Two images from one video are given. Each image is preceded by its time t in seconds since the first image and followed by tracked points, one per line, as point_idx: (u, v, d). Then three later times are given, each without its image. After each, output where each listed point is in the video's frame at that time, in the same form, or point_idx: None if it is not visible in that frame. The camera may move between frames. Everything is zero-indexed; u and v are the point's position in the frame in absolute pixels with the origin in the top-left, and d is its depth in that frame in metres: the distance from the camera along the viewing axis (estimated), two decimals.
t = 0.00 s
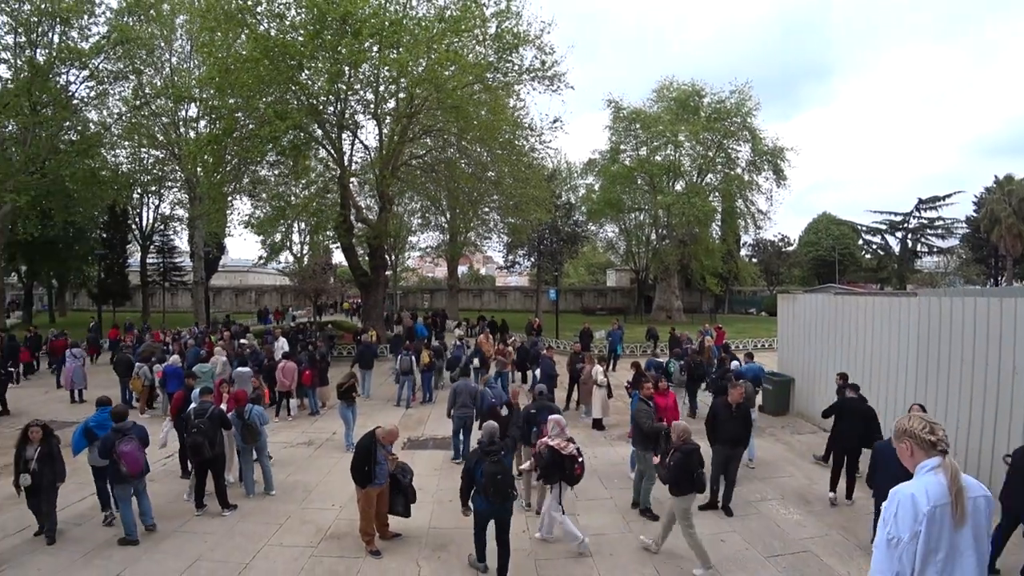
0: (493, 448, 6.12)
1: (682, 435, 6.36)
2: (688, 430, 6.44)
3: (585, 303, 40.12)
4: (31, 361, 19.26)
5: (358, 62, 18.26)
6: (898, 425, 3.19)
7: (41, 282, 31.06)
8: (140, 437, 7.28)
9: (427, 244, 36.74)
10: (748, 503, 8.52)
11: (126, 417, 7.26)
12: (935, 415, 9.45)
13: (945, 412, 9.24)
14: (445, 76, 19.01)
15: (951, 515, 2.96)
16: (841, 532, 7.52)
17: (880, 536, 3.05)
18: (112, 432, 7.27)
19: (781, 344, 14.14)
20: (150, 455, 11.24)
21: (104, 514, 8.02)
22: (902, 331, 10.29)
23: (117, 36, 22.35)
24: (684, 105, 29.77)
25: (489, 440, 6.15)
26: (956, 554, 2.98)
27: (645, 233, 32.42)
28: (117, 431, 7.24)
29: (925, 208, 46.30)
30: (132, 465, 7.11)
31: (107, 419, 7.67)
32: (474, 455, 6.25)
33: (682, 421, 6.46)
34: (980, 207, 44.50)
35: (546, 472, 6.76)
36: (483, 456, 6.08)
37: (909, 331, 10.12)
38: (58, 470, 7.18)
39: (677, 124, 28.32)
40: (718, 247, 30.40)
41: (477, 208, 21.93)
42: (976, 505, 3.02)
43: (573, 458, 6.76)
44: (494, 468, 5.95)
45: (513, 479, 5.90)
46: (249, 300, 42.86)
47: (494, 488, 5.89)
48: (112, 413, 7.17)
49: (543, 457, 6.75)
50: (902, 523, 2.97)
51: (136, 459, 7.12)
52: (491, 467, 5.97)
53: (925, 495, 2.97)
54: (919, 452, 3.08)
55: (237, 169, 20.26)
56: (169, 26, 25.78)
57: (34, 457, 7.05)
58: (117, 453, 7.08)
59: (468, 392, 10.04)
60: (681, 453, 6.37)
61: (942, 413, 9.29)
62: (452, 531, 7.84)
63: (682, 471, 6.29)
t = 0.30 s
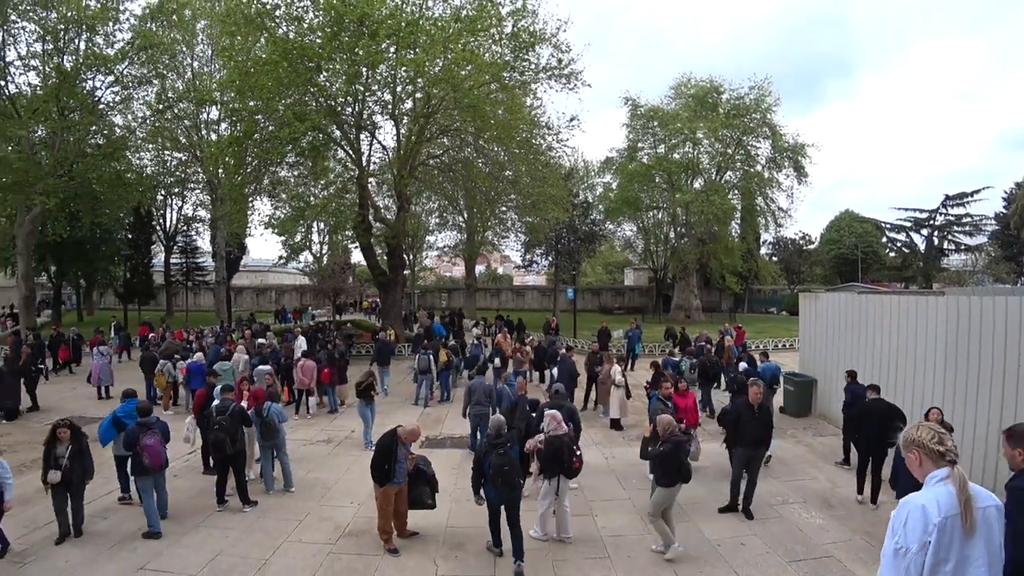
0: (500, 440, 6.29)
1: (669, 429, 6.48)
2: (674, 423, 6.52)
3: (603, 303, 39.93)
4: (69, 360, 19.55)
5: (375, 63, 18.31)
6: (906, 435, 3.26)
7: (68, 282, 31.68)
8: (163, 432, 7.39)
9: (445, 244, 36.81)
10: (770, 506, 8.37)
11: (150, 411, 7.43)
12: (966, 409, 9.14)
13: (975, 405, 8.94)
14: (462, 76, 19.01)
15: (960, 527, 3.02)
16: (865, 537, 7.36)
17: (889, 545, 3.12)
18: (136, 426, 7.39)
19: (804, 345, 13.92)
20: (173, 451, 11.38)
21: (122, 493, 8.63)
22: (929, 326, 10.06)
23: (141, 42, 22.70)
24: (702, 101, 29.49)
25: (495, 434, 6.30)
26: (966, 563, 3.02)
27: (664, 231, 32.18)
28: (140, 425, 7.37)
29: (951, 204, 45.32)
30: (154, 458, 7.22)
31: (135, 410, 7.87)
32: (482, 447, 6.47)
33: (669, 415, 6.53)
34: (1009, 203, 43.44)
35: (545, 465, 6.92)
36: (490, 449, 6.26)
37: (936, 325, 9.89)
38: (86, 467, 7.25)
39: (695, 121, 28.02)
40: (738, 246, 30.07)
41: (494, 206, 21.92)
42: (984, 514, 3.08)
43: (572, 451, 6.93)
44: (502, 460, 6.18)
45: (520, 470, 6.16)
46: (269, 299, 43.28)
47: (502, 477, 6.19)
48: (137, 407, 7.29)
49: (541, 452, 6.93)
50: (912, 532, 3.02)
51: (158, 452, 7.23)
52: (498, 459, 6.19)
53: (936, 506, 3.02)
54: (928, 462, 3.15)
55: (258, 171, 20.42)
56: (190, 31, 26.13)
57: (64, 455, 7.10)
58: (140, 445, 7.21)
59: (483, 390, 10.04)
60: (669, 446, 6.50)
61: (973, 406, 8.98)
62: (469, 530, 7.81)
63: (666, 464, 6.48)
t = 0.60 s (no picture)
0: (514, 428, 6.71)
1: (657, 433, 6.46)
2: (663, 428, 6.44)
3: (625, 302, 39.70)
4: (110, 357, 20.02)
5: (396, 65, 18.38)
6: (922, 465, 3.30)
7: (101, 283, 32.40)
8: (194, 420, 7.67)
9: (466, 244, 36.91)
10: (796, 510, 8.20)
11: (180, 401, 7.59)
12: (1003, 409, 8.81)
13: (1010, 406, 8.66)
14: (481, 76, 18.99)
15: (977, 559, 3.05)
16: (895, 544, 7.16)
17: None
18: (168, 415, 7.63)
19: (831, 345, 13.66)
20: (200, 447, 11.53)
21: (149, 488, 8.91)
22: (962, 325, 9.77)
23: (167, 49, 23.07)
24: (725, 98, 29.16)
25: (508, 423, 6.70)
26: None
27: (686, 229, 31.85)
28: (171, 414, 7.60)
29: (984, 201, 44.09)
30: (186, 445, 7.50)
31: (160, 406, 7.86)
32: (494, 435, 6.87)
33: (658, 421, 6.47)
34: None
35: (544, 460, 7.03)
36: (505, 436, 6.66)
37: (970, 324, 9.59)
38: (116, 468, 7.34)
39: (718, 117, 27.63)
40: (762, 245, 29.68)
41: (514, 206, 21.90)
42: (997, 546, 3.13)
43: (568, 447, 6.88)
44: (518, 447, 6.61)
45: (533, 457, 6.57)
46: (293, 299, 43.78)
47: (517, 463, 6.62)
48: (167, 398, 7.50)
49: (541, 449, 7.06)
50: (932, 565, 3.02)
51: (191, 439, 7.51)
52: (513, 446, 6.62)
53: (956, 540, 3.04)
54: (945, 494, 3.18)
55: (282, 173, 20.61)
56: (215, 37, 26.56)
57: (94, 456, 7.15)
58: (173, 433, 7.47)
59: (501, 388, 10.03)
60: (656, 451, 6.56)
61: (1008, 408, 8.69)
62: (490, 529, 7.80)
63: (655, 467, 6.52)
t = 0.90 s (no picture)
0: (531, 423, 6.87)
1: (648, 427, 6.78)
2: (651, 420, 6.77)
3: (649, 302, 39.45)
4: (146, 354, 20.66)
5: (419, 66, 18.50)
6: (934, 462, 3.49)
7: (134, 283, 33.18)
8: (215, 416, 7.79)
9: (489, 244, 37.02)
10: (825, 516, 8.07)
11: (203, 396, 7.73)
12: None
13: None
14: (503, 77, 19.01)
15: (991, 552, 3.17)
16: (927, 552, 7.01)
17: (921, 570, 3.29)
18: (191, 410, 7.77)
19: (861, 346, 13.45)
20: (229, 444, 11.74)
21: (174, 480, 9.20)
22: (1002, 325, 9.44)
23: (197, 55, 23.53)
24: (750, 95, 28.78)
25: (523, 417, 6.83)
26: None
27: (711, 228, 31.52)
28: (194, 410, 7.72)
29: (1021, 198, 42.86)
30: (208, 440, 7.61)
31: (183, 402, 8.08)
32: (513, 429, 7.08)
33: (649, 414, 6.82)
34: None
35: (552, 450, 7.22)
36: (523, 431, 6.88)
37: (1010, 325, 9.26)
38: (141, 467, 7.36)
39: (743, 115, 27.23)
40: (789, 244, 29.27)
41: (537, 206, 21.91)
42: (1013, 540, 3.23)
43: (571, 442, 7.03)
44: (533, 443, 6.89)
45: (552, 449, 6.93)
46: (319, 299, 44.34)
47: (534, 457, 6.87)
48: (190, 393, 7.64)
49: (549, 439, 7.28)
50: (942, 556, 3.21)
51: (213, 435, 7.63)
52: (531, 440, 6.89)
53: (964, 531, 3.20)
54: (956, 488, 3.35)
55: (308, 175, 20.85)
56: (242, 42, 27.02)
57: (118, 454, 7.22)
58: (195, 429, 7.59)
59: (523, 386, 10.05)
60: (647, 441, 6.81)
61: None
62: (512, 529, 7.83)
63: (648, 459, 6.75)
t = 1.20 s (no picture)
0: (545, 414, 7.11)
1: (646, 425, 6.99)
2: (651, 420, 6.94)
3: (674, 303, 39.12)
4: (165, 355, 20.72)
5: (442, 68, 18.62)
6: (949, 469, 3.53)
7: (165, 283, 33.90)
8: (233, 411, 7.96)
9: (513, 245, 37.08)
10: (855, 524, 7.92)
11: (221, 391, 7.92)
12: None
13: None
14: (527, 78, 19.02)
15: (999, 559, 3.24)
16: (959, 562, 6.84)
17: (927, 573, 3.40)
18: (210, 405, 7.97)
19: (893, 348, 13.24)
20: (256, 442, 11.94)
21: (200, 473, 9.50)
22: None
23: (225, 61, 23.95)
24: (777, 92, 28.39)
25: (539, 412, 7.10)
26: None
27: (737, 229, 31.13)
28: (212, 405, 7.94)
29: None
30: (225, 434, 7.77)
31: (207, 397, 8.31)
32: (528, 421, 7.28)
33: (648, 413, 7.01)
34: None
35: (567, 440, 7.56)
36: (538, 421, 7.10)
37: None
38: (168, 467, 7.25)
39: (770, 113, 26.77)
40: (818, 244, 28.83)
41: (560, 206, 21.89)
42: None
43: (584, 438, 7.39)
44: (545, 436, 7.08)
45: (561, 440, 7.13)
46: (344, 299, 44.84)
47: (549, 445, 7.07)
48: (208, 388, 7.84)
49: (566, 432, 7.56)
50: (947, 560, 3.32)
51: (229, 428, 7.80)
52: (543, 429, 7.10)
53: (970, 537, 3.30)
54: (970, 495, 3.41)
55: (333, 177, 21.07)
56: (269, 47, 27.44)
57: (145, 454, 7.16)
58: (212, 423, 7.79)
59: (548, 386, 10.06)
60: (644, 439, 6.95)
61: None
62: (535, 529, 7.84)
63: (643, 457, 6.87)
